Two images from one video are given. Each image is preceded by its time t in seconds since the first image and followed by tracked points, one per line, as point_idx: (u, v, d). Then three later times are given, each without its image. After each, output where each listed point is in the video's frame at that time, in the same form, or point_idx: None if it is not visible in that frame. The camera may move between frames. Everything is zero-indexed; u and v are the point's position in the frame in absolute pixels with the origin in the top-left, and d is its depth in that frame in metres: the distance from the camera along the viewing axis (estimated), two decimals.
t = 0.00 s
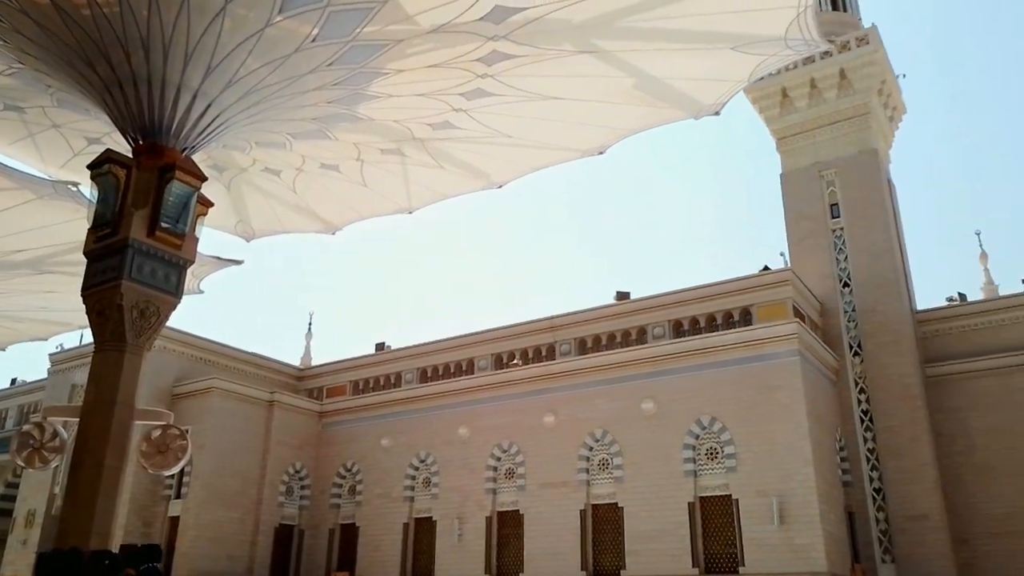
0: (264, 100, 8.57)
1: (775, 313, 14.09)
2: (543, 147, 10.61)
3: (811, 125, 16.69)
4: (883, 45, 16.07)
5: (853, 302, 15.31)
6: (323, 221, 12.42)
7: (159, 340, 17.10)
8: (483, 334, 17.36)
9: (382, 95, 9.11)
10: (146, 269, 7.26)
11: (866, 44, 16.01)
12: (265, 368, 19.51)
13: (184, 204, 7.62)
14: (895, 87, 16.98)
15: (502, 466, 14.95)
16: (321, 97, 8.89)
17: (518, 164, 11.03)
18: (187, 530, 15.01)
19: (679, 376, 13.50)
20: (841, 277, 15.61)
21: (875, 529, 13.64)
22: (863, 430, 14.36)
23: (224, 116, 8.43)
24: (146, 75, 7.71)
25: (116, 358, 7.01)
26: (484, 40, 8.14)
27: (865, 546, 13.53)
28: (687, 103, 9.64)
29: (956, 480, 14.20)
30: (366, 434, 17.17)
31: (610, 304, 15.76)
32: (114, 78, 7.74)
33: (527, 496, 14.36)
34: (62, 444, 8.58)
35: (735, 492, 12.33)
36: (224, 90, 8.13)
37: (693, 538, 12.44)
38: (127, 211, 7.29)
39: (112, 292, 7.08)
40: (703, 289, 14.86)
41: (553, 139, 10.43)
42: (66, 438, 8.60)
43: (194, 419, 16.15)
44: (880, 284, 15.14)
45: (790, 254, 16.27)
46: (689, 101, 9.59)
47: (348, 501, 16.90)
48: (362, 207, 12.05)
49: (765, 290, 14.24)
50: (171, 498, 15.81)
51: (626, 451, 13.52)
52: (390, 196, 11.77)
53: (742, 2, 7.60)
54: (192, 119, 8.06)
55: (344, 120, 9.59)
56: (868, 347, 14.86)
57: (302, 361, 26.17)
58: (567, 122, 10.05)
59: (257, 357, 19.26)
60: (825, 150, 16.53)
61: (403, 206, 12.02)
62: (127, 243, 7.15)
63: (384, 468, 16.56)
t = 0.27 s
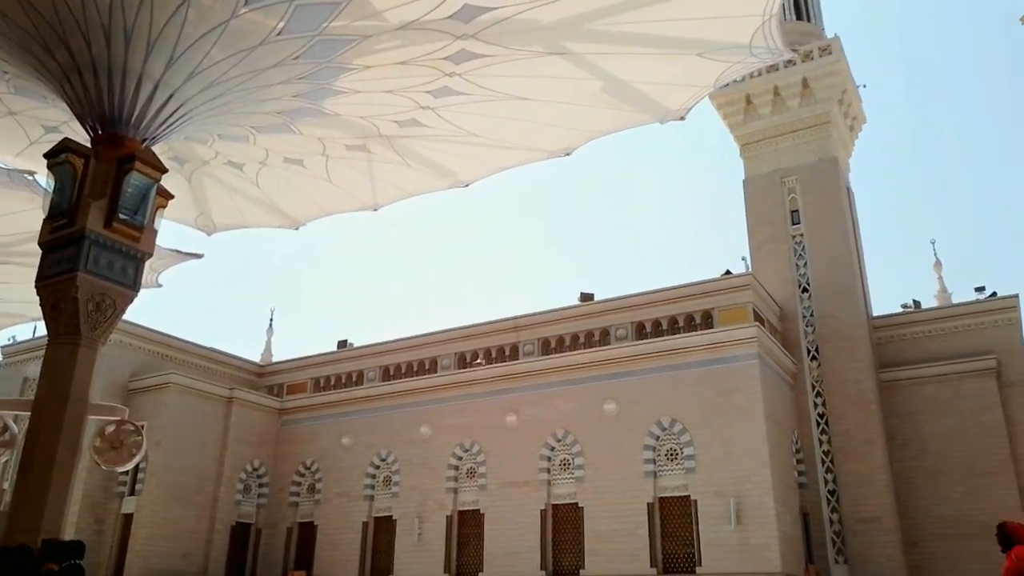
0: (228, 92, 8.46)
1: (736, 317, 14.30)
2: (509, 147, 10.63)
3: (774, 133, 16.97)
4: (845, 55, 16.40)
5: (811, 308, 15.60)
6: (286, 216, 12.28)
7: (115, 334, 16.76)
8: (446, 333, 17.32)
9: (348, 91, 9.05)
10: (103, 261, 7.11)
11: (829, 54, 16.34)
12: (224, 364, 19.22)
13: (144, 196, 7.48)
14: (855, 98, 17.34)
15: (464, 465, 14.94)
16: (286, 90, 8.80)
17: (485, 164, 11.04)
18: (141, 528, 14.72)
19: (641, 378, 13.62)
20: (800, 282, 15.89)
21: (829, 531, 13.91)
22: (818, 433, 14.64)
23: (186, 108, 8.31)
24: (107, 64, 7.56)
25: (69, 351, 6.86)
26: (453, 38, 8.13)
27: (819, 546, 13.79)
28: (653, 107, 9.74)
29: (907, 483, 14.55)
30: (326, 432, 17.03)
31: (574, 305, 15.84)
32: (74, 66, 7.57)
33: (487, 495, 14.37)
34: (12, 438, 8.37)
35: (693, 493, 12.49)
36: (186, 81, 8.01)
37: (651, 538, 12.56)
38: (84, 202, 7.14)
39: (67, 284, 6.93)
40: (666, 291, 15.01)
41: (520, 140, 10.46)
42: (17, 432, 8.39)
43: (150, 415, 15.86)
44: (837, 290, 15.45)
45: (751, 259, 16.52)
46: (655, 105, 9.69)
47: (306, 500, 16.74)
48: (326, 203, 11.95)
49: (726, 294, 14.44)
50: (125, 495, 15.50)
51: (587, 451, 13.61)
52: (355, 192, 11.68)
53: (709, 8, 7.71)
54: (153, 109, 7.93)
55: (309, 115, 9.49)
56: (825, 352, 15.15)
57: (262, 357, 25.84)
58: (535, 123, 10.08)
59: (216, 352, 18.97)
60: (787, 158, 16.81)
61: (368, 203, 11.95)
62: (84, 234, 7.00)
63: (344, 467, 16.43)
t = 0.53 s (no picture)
0: (190, 80, 8.31)
1: (697, 316, 14.46)
2: (476, 142, 10.59)
3: (737, 134, 17.18)
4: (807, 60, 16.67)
5: (771, 307, 15.85)
6: (247, 207, 12.09)
7: (69, 325, 16.37)
8: (409, 328, 17.24)
9: (313, 81, 8.94)
10: (58, 250, 6.94)
11: (792, 58, 16.60)
12: (182, 356, 18.89)
13: (101, 183, 7.30)
14: (817, 102, 17.64)
15: (425, 461, 14.89)
16: (250, 79, 8.66)
17: (451, 159, 10.99)
18: (94, 522, 14.41)
19: (603, 375, 13.71)
20: (760, 282, 16.13)
21: (785, 527, 14.16)
22: (775, 431, 14.88)
23: (146, 95, 8.15)
24: (65, 48, 7.38)
25: (22, 341, 6.69)
26: (421, 32, 8.07)
27: (774, 542, 14.02)
28: (619, 106, 9.78)
29: (860, 481, 14.87)
30: (286, 426, 16.84)
31: (538, 302, 15.88)
32: (31, 49, 7.38)
33: (448, 491, 14.34)
34: None
35: (653, 489, 12.61)
36: (147, 68, 7.85)
37: (611, 534, 12.66)
38: (39, 188, 6.95)
39: (20, 272, 6.75)
40: (629, 289, 15.13)
41: (487, 136, 10.43)
42: None
43: (105, 407, 15.52)
44: (797, 290, 15.71)
45: (713, 258, 16.71)
46: (622, 104, 9.73)
47: (264, 495, 16.53)
48: (288, 195, 11.79)
49: (688, 292, 14.59)
50: (77, 489, 15.15)
51: (549, 448, 13.66)
52: (318, 185, 11.55)
53: (676, 9, 7.76)
54: (112, 96, 7.77)
55: (273, 105, 9.36)
56: (784, 351, 15.39)
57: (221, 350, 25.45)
58: (501, 119, 10.06)
59: (173, 344, 18.63)
60: (749, 159, 17.03)
61: (331, 195, 11.81)
62: (38, 222, 6.82)
63: (304, 462, 16.27)
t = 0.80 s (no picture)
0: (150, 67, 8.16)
1: (660, 312, 14.61)
2: (442, 136, 10.55)
3: (702, 133, 17.36)
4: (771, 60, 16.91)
5: (732, 305, 16.06)
6: (208, 198, 11.89)
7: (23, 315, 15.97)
8: (373, 322, 17.13)
9: (277, 71, 8.83)
10: (12, 239, 6.76)
11: (755, 58, 16.83)
12: (140, 349, 18.54)
13: (57, 171, 7.09)
14: (779, 102, 17.89)
15: (388, 455, 14.82)
16: (212, 68, 8.52)
17: (417, 152, 10.94)
18: (47, 517, 14.10)
19: (566, 370, 13.77)
20: (722, 280, 16.34)
21: (743, 521, 14.38)
22: (735, 426, 15.11)
23: (104, 82, 8.01)
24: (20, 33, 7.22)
25: None
26: (387, 23, 8.02)
27: (733, 536, 14.23)
28: (585, 102, 9.82)
29: (817, 475, 15.16)
30: (247, 420, 16.63)
31: (502, 297, 15.89)
32: None
33: (411, 485, 14.30)
34: None
35: (615, 484, 12.71)
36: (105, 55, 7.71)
37: (572, 528, 12.75)
38: None
39: None
40: (593, 285, 15.22)
41: (453, 130, 10.40)
42: None
43: (60, 400, 15.19)
44: (758, 288, 15.94)
45: (677, 255, 16.88)
46: (588, 101, 9.77)
47: (224, 489, 16.32)
48: (251, 186, 11.63)
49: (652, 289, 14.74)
50: (30, 483, 14.80)
51: (512, 442, 13.70)
52: (281, 176, 11.40)
53: (642, 7, 7.82)
54: (69, 82, 7.62)
55: (235, 94, 9.22)
56: (744, 348, 15.62)
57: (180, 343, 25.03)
58: (468, 114, 10.04)
59: (131, 337, 18.28)
60: (713, 158, 17.23)
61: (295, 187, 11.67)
62: None
63: (265, 456, 16.09)
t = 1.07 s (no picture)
0: (106, 52, 7.98)
1: (622, 307, 14.72)
2: (405, 128, 10.47)
3: (665, 129, 17.51)
4: (733, 59, 17.11)
5: (693, 300, 16.24)
6: (166, 186, 11.65)
7: None
8: (335, 315, 16.98)
9: (238, 59, 8.68)
10: None
11: (718, 57, 17.02)
12: (94, 341, 18.13)
13: (9, 157, 6.92)
14: (741, 101, 18.12)
15: (348, 449, 14.72)
16: (171, 54, 8.35)
17: (380, 144, 10.84)
18: None
19: (529, 364, 13.81)
20: (684, 275, 16.50)
21: (701, 514, 14.58)
22: (694, 420, 15.30)
23: (57, 67, 7.82)
24: None
25: None
26: (351, 13, 7.93)
27: (691, 528, 14.42)
28: (550, 97, 9.82)
29: (774, 469, 15.43)
30: (205, 414, 16.38)
31: (466, 291, 15.85)
32: None
33: (372, 479, 14.23)
34: None
35: (576, 477, 12.79)
36: (59, 39, 7.53)
37: (533, 521, 12.80)
38: None
39: None
40: (556, 280, 15.28)
41: (417, 122, 10.33)
42: None
43: (10, 392, 14.79)
44: (718, 284, 16.15)
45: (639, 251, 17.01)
46: (552, 95, 9.78)
47: (180, 484, 16.05)
48: (210, 176, 11.42)
49: (614, 284, 14.84)
50: None
51: (474, 436, 13.70)
52: (241, 166, 11.22)
53: (607, 3, 7.85)
54: (21, 66, 7.44)
55: (195, 82, 9.05)
56: (704, 343, 15.81)
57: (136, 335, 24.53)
58: (433, 106, 9.98)
59: (85, 328, 17.86)
60: (676, 154, 17.38)
61: (255, 177, 11.49)
62: None
63: (223, 450, 15.86)
